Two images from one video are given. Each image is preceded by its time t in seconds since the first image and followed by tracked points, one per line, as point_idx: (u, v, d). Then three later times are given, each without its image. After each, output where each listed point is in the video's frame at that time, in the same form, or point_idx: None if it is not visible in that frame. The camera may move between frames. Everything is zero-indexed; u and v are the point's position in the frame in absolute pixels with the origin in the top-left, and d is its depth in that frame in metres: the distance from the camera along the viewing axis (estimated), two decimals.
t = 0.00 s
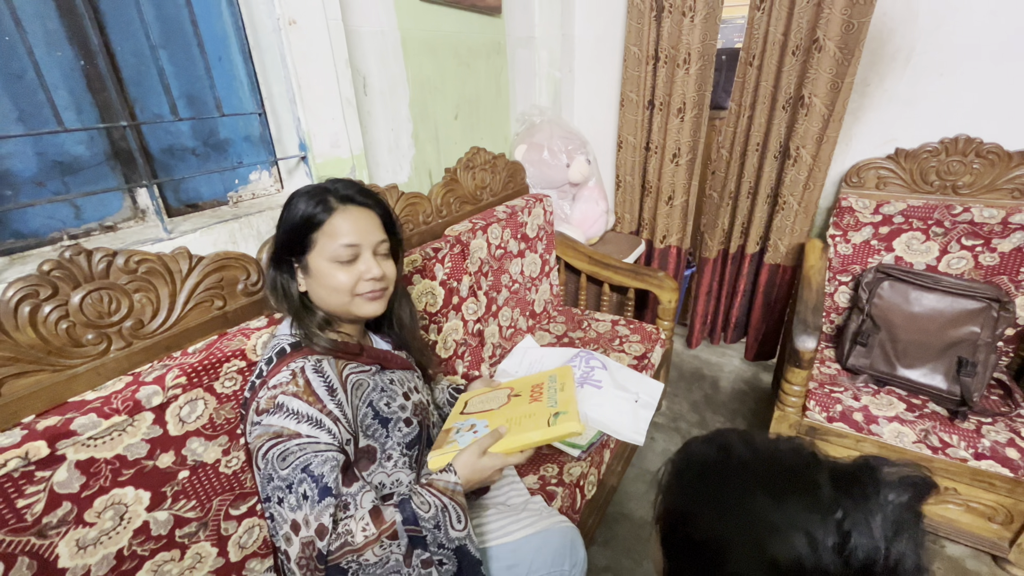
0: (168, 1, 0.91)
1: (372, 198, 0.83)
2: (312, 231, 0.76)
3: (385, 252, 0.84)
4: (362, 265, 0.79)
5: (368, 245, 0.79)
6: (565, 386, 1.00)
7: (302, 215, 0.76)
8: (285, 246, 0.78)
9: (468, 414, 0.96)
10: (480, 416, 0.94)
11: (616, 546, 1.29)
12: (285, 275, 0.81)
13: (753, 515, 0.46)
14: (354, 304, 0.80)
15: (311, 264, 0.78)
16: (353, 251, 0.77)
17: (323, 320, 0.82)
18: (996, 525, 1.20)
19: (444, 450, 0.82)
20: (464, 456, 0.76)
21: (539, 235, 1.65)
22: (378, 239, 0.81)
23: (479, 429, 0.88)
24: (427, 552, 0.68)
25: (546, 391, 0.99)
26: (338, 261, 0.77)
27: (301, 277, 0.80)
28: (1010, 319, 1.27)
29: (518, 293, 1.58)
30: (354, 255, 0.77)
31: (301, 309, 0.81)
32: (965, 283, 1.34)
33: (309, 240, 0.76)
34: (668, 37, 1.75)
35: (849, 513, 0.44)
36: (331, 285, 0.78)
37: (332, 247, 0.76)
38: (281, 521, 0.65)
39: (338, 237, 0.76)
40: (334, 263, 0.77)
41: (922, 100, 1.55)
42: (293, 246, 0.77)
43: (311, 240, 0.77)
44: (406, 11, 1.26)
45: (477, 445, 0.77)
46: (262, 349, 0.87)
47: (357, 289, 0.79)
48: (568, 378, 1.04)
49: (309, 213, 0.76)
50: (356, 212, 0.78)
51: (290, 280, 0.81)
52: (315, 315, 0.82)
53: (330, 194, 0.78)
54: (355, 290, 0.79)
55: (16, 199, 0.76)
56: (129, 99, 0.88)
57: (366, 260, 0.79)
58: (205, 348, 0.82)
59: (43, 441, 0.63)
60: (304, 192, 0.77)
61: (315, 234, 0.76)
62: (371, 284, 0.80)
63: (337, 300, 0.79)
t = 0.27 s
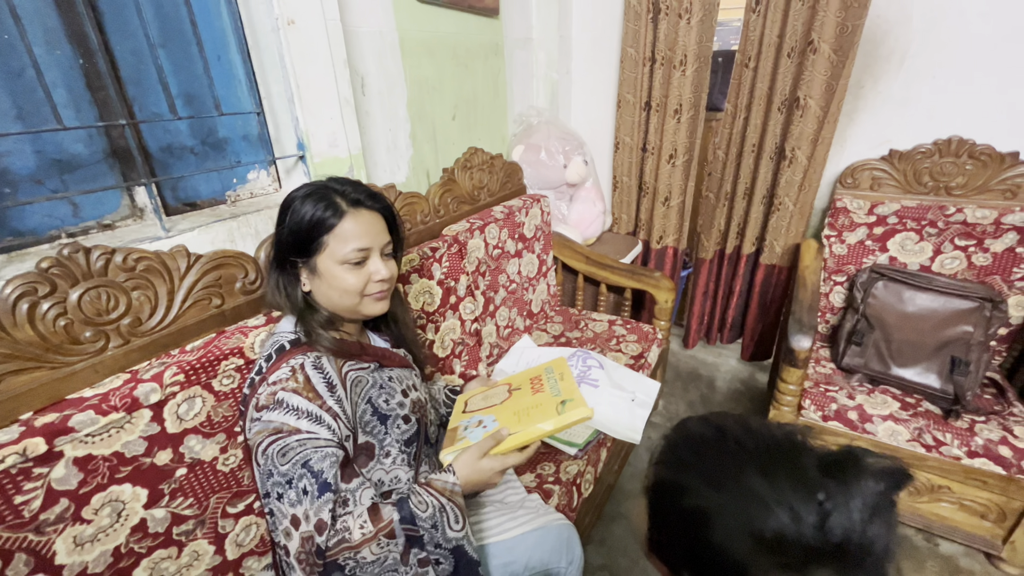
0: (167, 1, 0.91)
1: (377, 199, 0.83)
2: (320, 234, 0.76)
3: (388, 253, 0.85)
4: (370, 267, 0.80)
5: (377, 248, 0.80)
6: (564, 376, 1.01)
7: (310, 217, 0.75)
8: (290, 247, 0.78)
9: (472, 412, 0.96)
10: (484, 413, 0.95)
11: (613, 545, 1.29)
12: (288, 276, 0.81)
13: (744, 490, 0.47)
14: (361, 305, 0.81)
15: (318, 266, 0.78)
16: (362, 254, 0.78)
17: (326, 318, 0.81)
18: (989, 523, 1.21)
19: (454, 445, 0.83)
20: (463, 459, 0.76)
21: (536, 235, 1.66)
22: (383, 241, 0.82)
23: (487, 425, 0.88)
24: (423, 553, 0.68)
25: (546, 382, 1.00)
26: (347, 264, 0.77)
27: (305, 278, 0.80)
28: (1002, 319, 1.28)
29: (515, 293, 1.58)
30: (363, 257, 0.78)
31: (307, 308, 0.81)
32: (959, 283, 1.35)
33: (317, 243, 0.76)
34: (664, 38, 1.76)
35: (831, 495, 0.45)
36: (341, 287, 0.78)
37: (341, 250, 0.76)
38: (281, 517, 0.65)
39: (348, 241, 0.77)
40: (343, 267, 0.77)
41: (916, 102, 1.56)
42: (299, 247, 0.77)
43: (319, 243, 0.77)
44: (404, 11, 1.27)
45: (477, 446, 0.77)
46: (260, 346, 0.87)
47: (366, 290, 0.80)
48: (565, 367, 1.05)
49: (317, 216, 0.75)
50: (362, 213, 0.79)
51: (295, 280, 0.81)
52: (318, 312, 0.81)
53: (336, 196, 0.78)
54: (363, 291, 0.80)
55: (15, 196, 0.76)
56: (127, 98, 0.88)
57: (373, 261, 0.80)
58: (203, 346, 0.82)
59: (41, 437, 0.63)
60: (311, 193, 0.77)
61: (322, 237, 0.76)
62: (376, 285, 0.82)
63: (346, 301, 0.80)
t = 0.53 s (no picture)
0: None
1: (378, 199, 0.83)
2: (322, 233, 0.76)
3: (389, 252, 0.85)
4: (371, 266, 0.80)
5: (379, 246, 0.80)
6: (568, 363, 1.05)
7: (312, 215, 0.75)
8: (292, 244, 0.78)
9: (480, 402, 0.97)
10: (494, 400, 0.96)
11: (609, 541, 1.31)
12: (289, 274, 0.81)
13: (704, 417, 0.49)
14: (360, 304, 0.82)
15: (321, 263, 0.78)
16: (364, 253, 0.78)
17: (324, 316, 0.82)
18: (980, 518, 1.23)
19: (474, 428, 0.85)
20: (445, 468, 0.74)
21: (533, 234, 1.67)
22: (384, 239, 0.82)
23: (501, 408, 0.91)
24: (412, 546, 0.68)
25: (551, 369, 1.04)
26: (349, 262, 0.78)
27: (306, 276, 0.81)
28: (994, 316, 1.30)
29: (513, 291, 1.59)
30: (365, 257, 0.79)
31: (308, 306, 0.81)
32: (951, 281, 1.36)
33: (320, 240, 0.77)
34: (661, 38, 1.77)
35: (780, 413, 0.48)
36: (342, 285, 0.78)
37: (343, 249, 0.77)
38: (275, 512, 0.65)
39: (350, 239, 0.77)
40: (345, 265, 0.78)
41: (909, 102, 1.58)
42: (302, 245, 0.77)
43: (321, 240, 0.77)
44: (402, 10, 1.28)
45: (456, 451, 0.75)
46: (259, 343, 0.88)
47: (367, 289, 0.81)
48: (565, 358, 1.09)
49: (319, 215, 0.75)
50: (363, 212, 0.79)
51: (296, 277, 0.81)
52: (317, 309, 0.82)
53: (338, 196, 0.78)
54: (365, 289, 0.80)
55: (14, 194, 0.76)
56: (126, 96, 0.88)
57: (374, 261, 0.80)
58: (202, 343, 0.83)
59: (42, 433, 0.63)
60: (314, 192, 0.77)
61: (325, 236, 0.77)
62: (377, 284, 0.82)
63: (347, 300, 0.80)
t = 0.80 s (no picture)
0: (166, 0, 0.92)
1: (385, 194, 0.83)
2: (339, 236, 0.74)
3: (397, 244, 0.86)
4: (388, 262, 0.81)
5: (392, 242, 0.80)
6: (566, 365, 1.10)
7: (327, 223, 0.73)
8: (306, 254, 0.75)
9: (484, 412, 0.99)
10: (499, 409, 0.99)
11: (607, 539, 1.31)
12: (303, 284, 0.78)
13: (688, 346, 0.64)
14: (380, 303, 0.83)
15: (339, 269, 0.76)
16: (380, 251, 0.78)
17: (340, 320, 0.81)
18: (975, 514, 1.24)
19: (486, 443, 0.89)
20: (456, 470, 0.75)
21: (532, 233, 1.68)
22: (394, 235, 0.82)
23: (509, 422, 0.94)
24: (423, 544, 0.71)
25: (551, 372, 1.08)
26: (368, 263, 0.77)
27: (322, 282, 0.78)
28: (988, 315, 1.32)
29: (511, 290, 1.60)
30: (382, 255, 0.79)
31: (326, 313, 0.79)
32: (946, 280, 1.37)
33: (337, 247, 0.75)
34: (658, 39, 1.78)
35: (742, 333, 0.64)
36: (363, 286, 0.78)
37: (362, 250, 0.76)
38: (289, 523, 0.65)
39: (366, 240, 0.76)
40: (364, 266, 0.77)
41: (904, 102, 1.59)
42: (318, 255, 0.75)
43: (337, 247, 0.75)
44: (401, 11, 1.28)
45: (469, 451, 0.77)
46: (260, 343, 0.87)
47: (385, 286, 0.82)
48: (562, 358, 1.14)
49: (335, 221, 0.74)
50: (375, 211, 0.78)
51: (311, 287, 0.78)
52: (332, 313, 0.81)
53: (349, 195, 0.77)
54: (383, 287, 0.81)
55: (16, 193, 0.77)
56: (127, 96, 0.89)
57: (391, 257, 0.81)
58: (203, 341, 0.83)
59: (44, 431, 0.63)
60: (321, 198, 0.74)
61: (341, 241, 0.75)
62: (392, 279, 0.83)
63: (367, 300, 0.81)
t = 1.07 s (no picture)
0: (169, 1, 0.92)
1: (400, 202, 0.83)
2: (353, 245, 0.74)
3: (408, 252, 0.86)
4: (400, 270, 0.81)
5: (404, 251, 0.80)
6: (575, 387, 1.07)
7: (342, 229, 0.73)
8: (319, 260, 0.74)
9: (495, 428, 0.97)
10: (509, 429, 0.96)
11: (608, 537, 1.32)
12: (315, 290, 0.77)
13: (655, 325, 0.68)
14: (391, 309, 0.83)
15: (352, 277, 0.76)
16: (393, 259, 0.78)
17: (350, 327, 0.81)
18: (974, 512, 1.25)
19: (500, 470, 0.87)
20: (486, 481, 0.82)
21: (533, 233, 1.68)
22: (406, 242, 0.82)
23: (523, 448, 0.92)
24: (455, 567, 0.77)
25: (561, 396, 1.04)
26: (381, 271, 0.77)
27: (334, 288, 0.78)
28: (987, 313, 1.32)
29: (512, 290, 1.60)
30: (395, 262, 0.79)
31: (338, 320, 0.79)
32: (945, 279, 1.38)
33: (352, 254, 0.74)
34: (658, 39, 1.78)
35: (699, 303, 0.68)
36: (374, 293, 0.78)
37: (376, 257, 0.76)
38: (312, 534, 0.68)
39: (381, 249, 0.76)
40: (378, 274, 0.77)
41: (903, 102, 1.59)
42: (331, 260, 0.74)
43: (351, 254, 0.74)
44: (402, 12, 1.29)
45: (500, 470, 0.84)
46: (263, 342, 0.87)
47: (397, 294, 0.82)
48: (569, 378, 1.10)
49: (350, 228, 0.73)
50: (389, 219, 0.78)
51: (323, 295, 0.78)
52: (345, 320, 0.80)
53: (364, 202, 0.76)
54: (395, 295, 0.81)
55: (20, 193, 0.77)
56: (130, 96, 0.89)
57: (402, 265, 0.81)
58: (207, 341, 0.83)
59: (50, 429, 0.64)
60: (335, 204, 0.73)
61: (356, 248, 0.74)
62: (404, 287, 0.83)
63: (378, 306, 0.80)
